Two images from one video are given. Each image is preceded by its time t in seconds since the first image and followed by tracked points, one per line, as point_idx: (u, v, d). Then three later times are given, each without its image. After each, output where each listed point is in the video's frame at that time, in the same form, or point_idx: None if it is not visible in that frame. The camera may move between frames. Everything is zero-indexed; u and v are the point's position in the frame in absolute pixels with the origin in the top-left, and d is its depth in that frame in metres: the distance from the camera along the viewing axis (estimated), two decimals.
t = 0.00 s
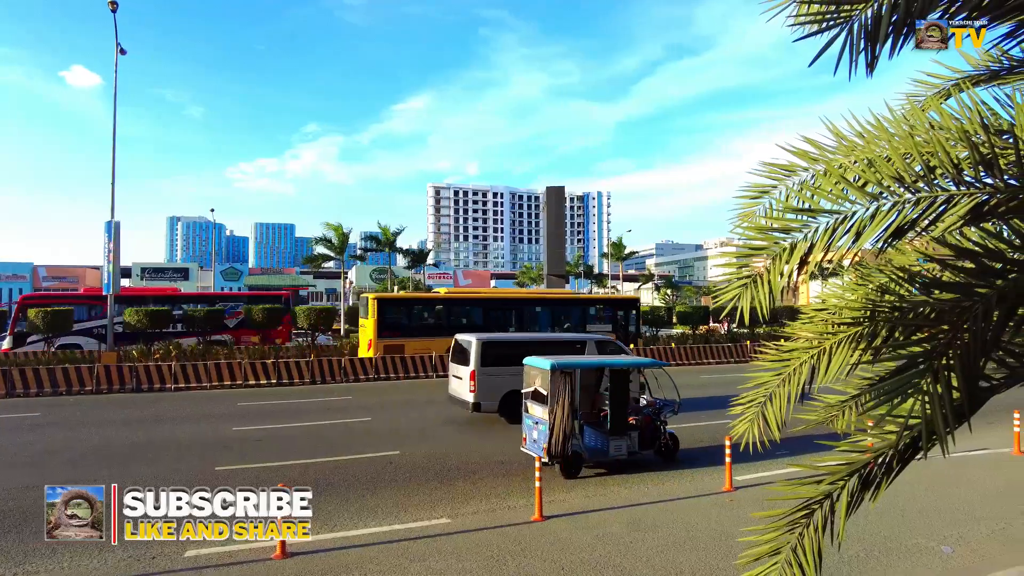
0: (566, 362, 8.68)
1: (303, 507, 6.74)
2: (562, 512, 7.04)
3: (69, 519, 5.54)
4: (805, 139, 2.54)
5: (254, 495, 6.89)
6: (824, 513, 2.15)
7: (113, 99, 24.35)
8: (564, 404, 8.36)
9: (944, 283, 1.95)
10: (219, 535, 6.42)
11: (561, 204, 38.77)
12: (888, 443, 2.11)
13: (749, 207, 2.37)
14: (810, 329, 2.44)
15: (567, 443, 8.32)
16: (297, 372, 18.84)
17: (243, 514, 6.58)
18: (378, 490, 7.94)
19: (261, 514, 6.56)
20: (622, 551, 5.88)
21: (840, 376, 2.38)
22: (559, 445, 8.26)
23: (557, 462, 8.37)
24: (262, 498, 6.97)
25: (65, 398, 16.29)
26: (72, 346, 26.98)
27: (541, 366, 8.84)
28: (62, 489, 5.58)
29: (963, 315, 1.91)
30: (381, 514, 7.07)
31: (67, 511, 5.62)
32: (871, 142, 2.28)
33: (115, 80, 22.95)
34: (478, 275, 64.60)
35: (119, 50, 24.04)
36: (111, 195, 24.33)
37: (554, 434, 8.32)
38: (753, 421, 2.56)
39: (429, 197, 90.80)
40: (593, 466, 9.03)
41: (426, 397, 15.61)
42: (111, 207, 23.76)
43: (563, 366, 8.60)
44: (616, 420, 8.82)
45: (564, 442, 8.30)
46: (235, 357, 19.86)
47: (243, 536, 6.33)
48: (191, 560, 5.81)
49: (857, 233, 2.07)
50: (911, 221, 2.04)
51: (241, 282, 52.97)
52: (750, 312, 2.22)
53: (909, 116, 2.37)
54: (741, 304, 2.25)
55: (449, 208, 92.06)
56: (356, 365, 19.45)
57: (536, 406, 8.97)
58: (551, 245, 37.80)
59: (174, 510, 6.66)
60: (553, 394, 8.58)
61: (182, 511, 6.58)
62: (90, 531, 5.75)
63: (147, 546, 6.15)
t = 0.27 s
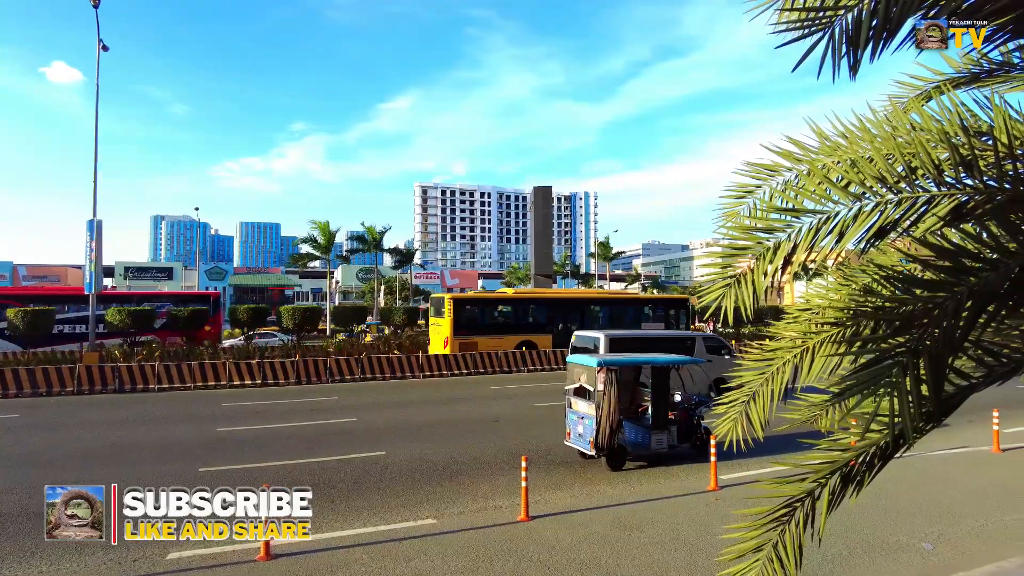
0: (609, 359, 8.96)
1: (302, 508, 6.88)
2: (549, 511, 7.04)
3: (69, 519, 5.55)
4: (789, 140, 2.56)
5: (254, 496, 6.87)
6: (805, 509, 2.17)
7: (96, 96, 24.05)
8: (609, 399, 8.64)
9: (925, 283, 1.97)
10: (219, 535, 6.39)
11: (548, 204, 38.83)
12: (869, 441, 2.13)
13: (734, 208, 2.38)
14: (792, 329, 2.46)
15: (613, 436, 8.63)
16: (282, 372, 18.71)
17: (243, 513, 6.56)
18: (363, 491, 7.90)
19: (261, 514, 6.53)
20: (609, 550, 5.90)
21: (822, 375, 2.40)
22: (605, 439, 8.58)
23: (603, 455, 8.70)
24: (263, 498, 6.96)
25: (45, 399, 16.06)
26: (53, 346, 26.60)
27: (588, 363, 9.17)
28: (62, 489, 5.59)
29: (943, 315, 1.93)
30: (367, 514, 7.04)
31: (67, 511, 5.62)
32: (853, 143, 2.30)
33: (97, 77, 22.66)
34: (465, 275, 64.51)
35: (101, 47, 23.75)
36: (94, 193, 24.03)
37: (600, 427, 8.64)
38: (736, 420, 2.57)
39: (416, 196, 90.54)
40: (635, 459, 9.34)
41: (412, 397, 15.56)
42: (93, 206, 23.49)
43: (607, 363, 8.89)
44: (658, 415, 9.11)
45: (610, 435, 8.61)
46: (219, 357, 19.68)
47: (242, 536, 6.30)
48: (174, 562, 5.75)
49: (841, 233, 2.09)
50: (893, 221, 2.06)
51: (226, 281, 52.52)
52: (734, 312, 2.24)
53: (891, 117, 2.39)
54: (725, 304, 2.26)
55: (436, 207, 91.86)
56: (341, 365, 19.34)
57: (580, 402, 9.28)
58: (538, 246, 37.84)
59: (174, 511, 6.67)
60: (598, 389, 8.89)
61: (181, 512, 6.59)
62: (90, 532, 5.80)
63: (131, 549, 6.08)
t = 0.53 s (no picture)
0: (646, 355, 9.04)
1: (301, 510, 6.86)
2: (538, 511, 7.05)
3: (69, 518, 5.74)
4: (777, 140, 2.57)
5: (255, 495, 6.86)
6: (795, 511, 2.18)
7: (81, 94, 23.81)
8: (647, 396, 8.85)
9: (910, 282, 1.98)
10: (218, 536, 6.40)
11: (538, 204, 38.86)
12: (856, 441, 2.14)
13: (722, 207, 2.39)
14: (780, 328, 2.47)
15: (649, 431, 8.89)
16: (270, 372, 18.60)
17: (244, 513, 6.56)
18: (351, 491, 7.86)
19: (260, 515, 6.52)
20: (598, 549, 5.92)
21: (810, 375, 2.42)
22: (641, 434, 8.84)
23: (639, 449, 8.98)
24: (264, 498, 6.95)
25: (29, 400, 15.87)
26: (37, 346, 26.29)
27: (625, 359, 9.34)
28: (62, 490, 5.82)
29: (928, 315, 1.95)
30: (355, 515, 7.02)
31: (66, 512, 5.82)
32: (840, 143, 2.31)
33: (82, 75, 22.42)
34: (455, 274, 64.40)
35: (87, 44, 23.53)
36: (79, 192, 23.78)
37: (637, 423, 8.88)
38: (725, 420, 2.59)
39: (406, 196, 90.32)
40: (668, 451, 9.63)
41: (401, 397, 15.52)
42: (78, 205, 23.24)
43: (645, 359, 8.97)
44: (691, 410, 9.35)
45: (646, 431, 8.87)
46: (206, 357, 19.53)
47: (241, 536, 6.29)
48: (159, 565, 5.71)
49: (827, 232, 2.10)
50: (880, 220, 2.08)
51: (214, 281, 52.16)
52: (721, 311, 2.25)
53: (877, 119, 2.41)
54: (713, 304, 2.27)
55: (426, 207, 91.67)
56: (330, 365, 19.25)
57: (616, 397, 9.50)
58: (528, 245, 37.87)
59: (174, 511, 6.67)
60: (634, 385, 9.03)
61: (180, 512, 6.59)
62: (89, 532, 5.91)
63: (118, 551, 6.03)
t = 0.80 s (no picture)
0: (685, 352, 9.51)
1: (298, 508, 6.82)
2: (527, 511, 7.03)
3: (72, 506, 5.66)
4: (765, 141, 2.58)
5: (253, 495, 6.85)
6: (784, 514, 2.18)
7: (67, 91, 23.56)
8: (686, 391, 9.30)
9: (894, 283, 1.99)
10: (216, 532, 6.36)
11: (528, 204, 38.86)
12: (842, 442, 2.15)
13: (709, 208, 2.39)
14: (767, 328, 2.47)
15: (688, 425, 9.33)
16: (259, 372, 18.47)
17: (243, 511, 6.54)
18: (339, 492, 7.82)
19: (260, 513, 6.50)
20: (587, 549, 5.91)
21: (796, 375, 2.42)
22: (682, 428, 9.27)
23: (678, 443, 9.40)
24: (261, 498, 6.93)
25: (13, 401, 15.68)
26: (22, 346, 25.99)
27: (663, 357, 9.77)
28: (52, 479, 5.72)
29: (913, 315, 1.95)
30: (344, 516, 6.98)
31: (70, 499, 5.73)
32: (826, 143, 2.32)
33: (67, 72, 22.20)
34: (445, 274, 64.29)
35: (73, 40, 23.29)
36: (65, 190, 23.54)
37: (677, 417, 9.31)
38: (713, 421, 2.59)
39: (396, 195, 90.11)
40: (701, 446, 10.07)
41: (391, 397, 15.47)
42: (64, 203, 23.01)
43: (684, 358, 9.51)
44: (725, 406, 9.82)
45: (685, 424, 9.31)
46: (194, 357, 19.38)
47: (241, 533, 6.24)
48: (144, 567, 5.65)
49: (812, 233, 2.10)
50: (865, 220, 2.09)
51: (202, 280, 51.78)
52: (707, 311, 2.25)
53: (863, 119, 2.41)
54: (700, 305, 2.27)
55: (416, 206, 91.48)
56: (319, 365, 19.15)
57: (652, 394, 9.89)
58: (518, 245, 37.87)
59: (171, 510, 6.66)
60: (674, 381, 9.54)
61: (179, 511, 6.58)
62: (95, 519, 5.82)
63: (101, 553, 5.95)
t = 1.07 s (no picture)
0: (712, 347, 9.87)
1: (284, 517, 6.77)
2: (517, 511, 7.02)
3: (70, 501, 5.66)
4: (752, 141, 2.58)
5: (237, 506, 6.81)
6: (766, 509, 2.18)
7: (54, 89, 23.37)
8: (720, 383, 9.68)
9: (878, 283, 1.99)
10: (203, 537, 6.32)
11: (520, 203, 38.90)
12: (827, 439, 2.16)
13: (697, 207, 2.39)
14: (754, 327, 2.48)
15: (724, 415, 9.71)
16: (249, 372, 18.38)
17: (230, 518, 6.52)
18: (329, 492, 7.78)
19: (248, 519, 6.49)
20: (577, 549, 5.91)
21: (782, 374, 2.43)
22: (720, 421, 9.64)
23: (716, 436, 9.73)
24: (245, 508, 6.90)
25: None
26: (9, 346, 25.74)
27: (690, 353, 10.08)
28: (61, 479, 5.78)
29: (897, 315, 1.96)
30: (333, 516, 6.96)
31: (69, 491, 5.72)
32: (813, 144, 2.33)
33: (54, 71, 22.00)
34: (437, 274, 64.24)
35: (60, 38, 23.12)
36: (53, 189, 23.34)
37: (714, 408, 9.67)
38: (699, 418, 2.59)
39: (388, 194, 89.93)
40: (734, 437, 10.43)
41: (382, 397, 15.43)
42: (52, 202, 22.81)
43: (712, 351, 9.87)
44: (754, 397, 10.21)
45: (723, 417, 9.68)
46: (183, 357, 19.26)
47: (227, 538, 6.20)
48: (131, 568, 5.60)
49: (798, 232, 2.11)
50: (851, 220, 2.10)
51: (192, 279, 51.48)
52: (694, 310, 2.25)
53: (851, 120, 2.42)
54: (686, 305, 2.27)
55: (408, 206, 91.32)
56: (310, 365, 19.08)
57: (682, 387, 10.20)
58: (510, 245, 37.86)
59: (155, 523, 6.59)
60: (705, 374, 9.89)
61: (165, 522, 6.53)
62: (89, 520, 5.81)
63: (87, 555, 5.89)
